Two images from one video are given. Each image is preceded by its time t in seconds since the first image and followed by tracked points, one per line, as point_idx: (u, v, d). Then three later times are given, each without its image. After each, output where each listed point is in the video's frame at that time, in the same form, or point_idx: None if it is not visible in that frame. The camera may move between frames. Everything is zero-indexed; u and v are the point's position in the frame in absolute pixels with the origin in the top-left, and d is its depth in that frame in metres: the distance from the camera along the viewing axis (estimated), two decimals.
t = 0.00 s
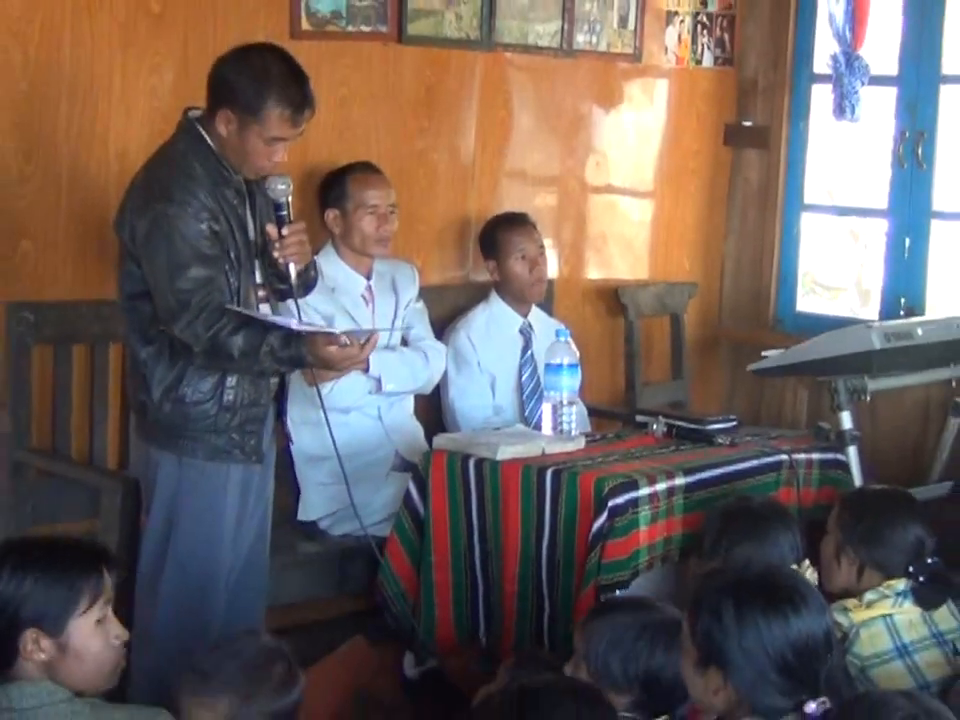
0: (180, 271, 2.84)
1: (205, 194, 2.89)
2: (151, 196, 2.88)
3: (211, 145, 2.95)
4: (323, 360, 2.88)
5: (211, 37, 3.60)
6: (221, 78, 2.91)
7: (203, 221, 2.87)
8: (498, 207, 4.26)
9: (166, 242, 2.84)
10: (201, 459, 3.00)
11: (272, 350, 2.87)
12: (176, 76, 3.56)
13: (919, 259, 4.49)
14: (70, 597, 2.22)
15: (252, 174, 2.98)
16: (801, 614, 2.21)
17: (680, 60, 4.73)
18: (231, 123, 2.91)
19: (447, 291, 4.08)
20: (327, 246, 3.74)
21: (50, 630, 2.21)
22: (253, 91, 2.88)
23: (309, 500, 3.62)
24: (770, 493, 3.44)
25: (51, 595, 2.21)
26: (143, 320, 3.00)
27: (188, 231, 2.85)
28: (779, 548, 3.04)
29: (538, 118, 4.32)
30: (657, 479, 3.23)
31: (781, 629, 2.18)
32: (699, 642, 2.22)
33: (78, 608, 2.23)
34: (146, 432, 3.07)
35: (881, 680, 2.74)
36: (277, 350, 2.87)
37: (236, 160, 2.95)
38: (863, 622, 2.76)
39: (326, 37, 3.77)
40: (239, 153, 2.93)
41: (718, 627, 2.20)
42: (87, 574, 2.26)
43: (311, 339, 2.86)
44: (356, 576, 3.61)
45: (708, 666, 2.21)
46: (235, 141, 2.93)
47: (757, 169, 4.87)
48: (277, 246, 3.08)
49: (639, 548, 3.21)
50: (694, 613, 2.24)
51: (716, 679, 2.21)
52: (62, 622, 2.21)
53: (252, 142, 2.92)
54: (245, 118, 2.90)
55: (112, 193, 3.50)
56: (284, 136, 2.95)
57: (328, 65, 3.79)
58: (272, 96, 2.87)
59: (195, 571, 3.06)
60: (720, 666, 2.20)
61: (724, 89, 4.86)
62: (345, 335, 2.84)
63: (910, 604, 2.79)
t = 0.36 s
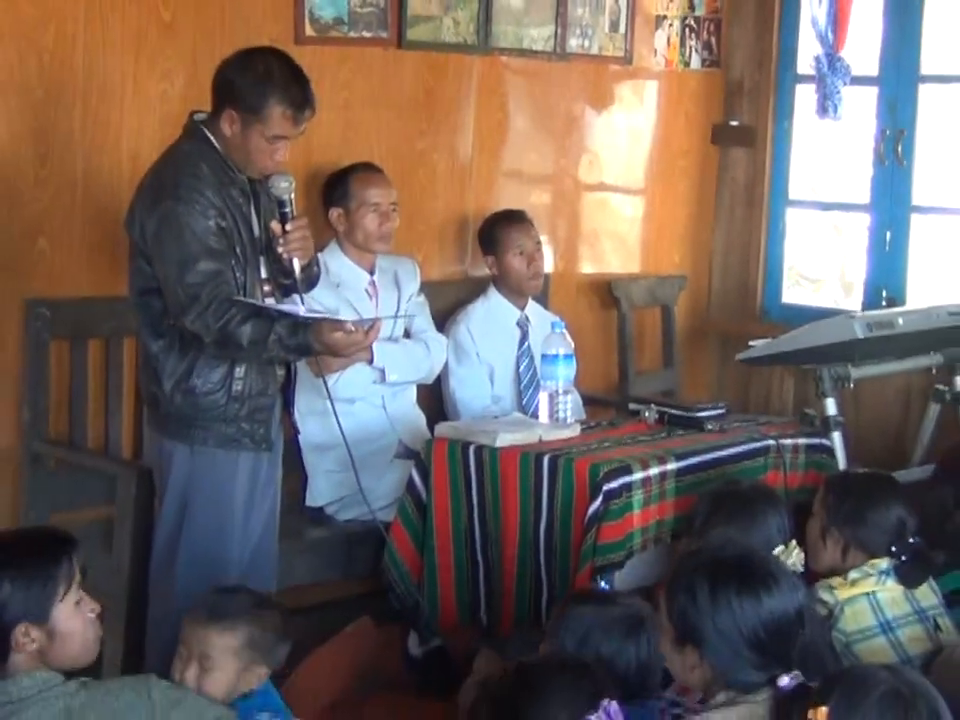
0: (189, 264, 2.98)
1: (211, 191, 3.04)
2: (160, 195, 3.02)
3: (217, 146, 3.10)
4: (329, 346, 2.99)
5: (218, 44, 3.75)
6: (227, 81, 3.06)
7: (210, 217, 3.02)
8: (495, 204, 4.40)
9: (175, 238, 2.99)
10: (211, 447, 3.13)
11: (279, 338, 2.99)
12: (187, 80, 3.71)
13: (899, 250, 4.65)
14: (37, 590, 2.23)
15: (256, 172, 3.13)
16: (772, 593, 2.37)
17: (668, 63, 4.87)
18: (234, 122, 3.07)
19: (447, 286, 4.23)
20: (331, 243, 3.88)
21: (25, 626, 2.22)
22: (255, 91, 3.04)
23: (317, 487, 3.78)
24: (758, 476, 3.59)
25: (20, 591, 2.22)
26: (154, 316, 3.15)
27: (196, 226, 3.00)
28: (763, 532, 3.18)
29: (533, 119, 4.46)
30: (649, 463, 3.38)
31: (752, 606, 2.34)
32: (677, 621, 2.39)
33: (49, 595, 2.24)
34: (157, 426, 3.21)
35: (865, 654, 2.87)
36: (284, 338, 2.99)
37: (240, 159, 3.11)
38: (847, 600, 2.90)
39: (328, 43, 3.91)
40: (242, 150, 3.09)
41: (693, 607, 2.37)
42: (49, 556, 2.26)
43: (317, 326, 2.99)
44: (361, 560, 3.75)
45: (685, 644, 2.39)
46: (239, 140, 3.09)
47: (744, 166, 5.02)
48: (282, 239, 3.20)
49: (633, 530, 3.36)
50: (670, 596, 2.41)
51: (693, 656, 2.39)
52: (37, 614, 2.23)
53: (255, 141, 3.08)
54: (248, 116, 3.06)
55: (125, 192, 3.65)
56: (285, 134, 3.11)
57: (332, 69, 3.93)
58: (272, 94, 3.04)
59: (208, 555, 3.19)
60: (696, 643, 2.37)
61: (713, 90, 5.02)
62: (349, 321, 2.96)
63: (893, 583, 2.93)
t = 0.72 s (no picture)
0: (193, 256, 3.13)
1: (215, 186, 3.18)
2: (166, 190, 3.17)
3: (220, 144, 3.25)
4: (328, 331, 3.15)
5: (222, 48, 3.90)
6: (228, 81, 3.20)
7: (214, 211, 3.17)
8: (492, 200, 4.56)
9: (181, 231, 3.14)
10: (217, 432, 3.27)
11: (280, 325, 3.14)
12: (195, 82, 3.86)
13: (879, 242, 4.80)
14: (44, 581, 2.24)
15: (258, 169, 3.28)
16: (732, 571, 2.37)
17: (658, 63, 5.02)
18: (235, 120, 3.22)
19: (448, 279, 4.38)
20: (335, 238, 4.04)
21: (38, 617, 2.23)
22: (256, 91, 3.19)
23: (322, 472, 3.96)
24: (745, 460, 3.74)
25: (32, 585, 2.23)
26: (161, 307, 3.30)
27: (201, 220, 3.14)
28: (749, 515, 3.29)
29: (528, 119, 4.62)
30: (641, 448, 3.51)
31: (715, 587, 2.33)
32: (642, 605, 2.38)
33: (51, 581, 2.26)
34: (165, 413, 3.34)
35: (849, 630, 3.02)
36: (286, 325, 3.15)
37: (241, 156, 3.25)
38: (830, 579, 3.05)
39: (332, 47, 4.07)
40: (243, 148, 3.24)
41: (658, 589, 2.36)
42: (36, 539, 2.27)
43: (316, 314, 3.15)
44: (365, 541, 3.91)
45: (652, 624, 2.38)
46: (240, 136, 3.24)
47: (731, 162, 5.18)
48: (283, 234, 3.35)
49: (625, 512, 3.49)
50: (634, 579, 2.40)
51: (660, 636, 2.37)
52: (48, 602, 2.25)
53: (255, 138, 3.22)
54: (249, 115, 3.20)
55: (135, 189, 3.80)
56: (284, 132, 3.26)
57: (334, 70, 4.09)
58: (272, 93, 3.18)
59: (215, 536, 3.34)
60: (662, 623, 2.36)
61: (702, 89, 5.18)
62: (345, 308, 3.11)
63: (875, 561, 3.05)
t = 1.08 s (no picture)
0: (198, 255, 3.27)
1: (218, 188, 3.33)
2: (171, 193, 3.32)
3: (224, 149, 3.40)
4: (329, 325, 3.28)
5: (223, 54, 4.05)
6: (230, 88, 3.34)
7: (217, 212, 3.31)
8: (487, 201, 4.72)
9: (186, 231, 3.28)
10: (223, 425, 3.43)
11: (284, 319, 3.28)
12: (198, 89, 4.02)
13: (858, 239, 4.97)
14: (64, 564, 2.08)
15: (261, 171, 3.42)
16: (709, 556, 2.35)
17: (645, 67, 5.21)
18: (238, 125, 3.35)
19: (445, 275, 4.54)
20: (335, 238, 4.19)
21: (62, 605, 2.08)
22: (257, 96, 3.31)
23: (324, 462, 4.08)
24: (730, 448, 3.89)
25: (62, 569, 2.07)
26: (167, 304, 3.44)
27: (205, 220, 3.29)
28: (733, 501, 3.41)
29: (520, 122, 4.78)
30: (630, 438, 3.66)
31: (692, 571, 2.32)
32: (624, 588, 2.37)
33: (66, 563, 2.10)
34: (173, 407, 3.50)
35: (830, 611, 3.05)
36: (289, 319, 3.28)
37: (244, 159, 3.40)
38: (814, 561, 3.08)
39: (331, 54, 4.22)
40: (247, 151, 3.38)
41: (639, 573, 2.35)
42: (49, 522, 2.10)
43: (317, 307, 3.29)
44: (365, 529, 4.06)
45: (635, 607, 2.37)
46: (243, 140, 3.38)
47: (715, 164, 5.38)
48: (284, 234, 3.49)
49: (616, 499, 3.63)
50: (617, 565, 2.39)
51: (642, 618, 2.37)
52: (67, 585, 2.09)
53: (257, 141, 3.36)
54: (252, 120, 3.34)
55: (141, 191, 3.95)
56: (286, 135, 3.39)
57: (332, 76, 4.24)
58: (273, 99, 3.31)
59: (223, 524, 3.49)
60: (646, 607, 2.35)
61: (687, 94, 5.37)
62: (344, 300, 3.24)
63: (855, 546, 3.10)
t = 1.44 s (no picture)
0: (208, 254, 3.44)
1: (227, 190, 3.49)
2: (182, 195, 3.49)
3: (231, 153, 3.56)
4: (333, 320, 3.45)
5: (229, 61, 4.22)
6: (237, 95, 3.50)
7: (226, 212, 3.47)
8: (483, 203, 4.91)
9: (196, 232, 3.44)
10: (233, 417, 3.60)
11: (291, 315, 3.46)
12: (205, 93, 4.18)
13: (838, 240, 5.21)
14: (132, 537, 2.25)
15: (266, 173, 3.59)
16: (704, 545, 2.47)
17: (634, 74, 5.43)
18: (245, 130, 3.51)
19: (444, 275, 4.71)
20: (337, 239, 4.35)
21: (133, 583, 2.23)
22: (264, 103, 3.48)
23: (327, 454, 4.26)
24: (718, 440, 4.05)
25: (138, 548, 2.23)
26: (179, 303, 3.60)
27: (214, 220, 3.45)
28: (721, 491, 3.57)
29: (514, 127, 4.97)
30: (621, 430, 3.83)
31: (688, 558, 2.44)
32: (622, 571, 2.49)
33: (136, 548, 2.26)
34: (184, 401, 3.66)
35: (813, 597, 3.23)
36: (296, 315, 3.46)
37: (251, 163, 3.56)
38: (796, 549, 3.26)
39: (333, 62, 4.40)
40: (254, 154, 3.54)
41: (636, 558, 2.46)
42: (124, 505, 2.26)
43: (322, 304, 3.46)
44: (367, 517, 4.24)
45: (631, 591, 2.49)
46: (250, 144, 3.54)
47: (702, 167, 5.61)
48: (291, 235, 3.68)
49: (607, 489, 3.80)
50: (617, 549, 2.51)
51: (638, 602, 2.49)
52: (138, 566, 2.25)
53: (264, 145, 3.52)
54: (258, 126, 3.50)
55: (151, 192, 4.11)
56: (291, 139, 3.55)
57: (335, 82, 4.42)
58: (278, 104, 3.47)
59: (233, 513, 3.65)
60: (642, 591, 2.46)
61: (672, 100, 5.61)
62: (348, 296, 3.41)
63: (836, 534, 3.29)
